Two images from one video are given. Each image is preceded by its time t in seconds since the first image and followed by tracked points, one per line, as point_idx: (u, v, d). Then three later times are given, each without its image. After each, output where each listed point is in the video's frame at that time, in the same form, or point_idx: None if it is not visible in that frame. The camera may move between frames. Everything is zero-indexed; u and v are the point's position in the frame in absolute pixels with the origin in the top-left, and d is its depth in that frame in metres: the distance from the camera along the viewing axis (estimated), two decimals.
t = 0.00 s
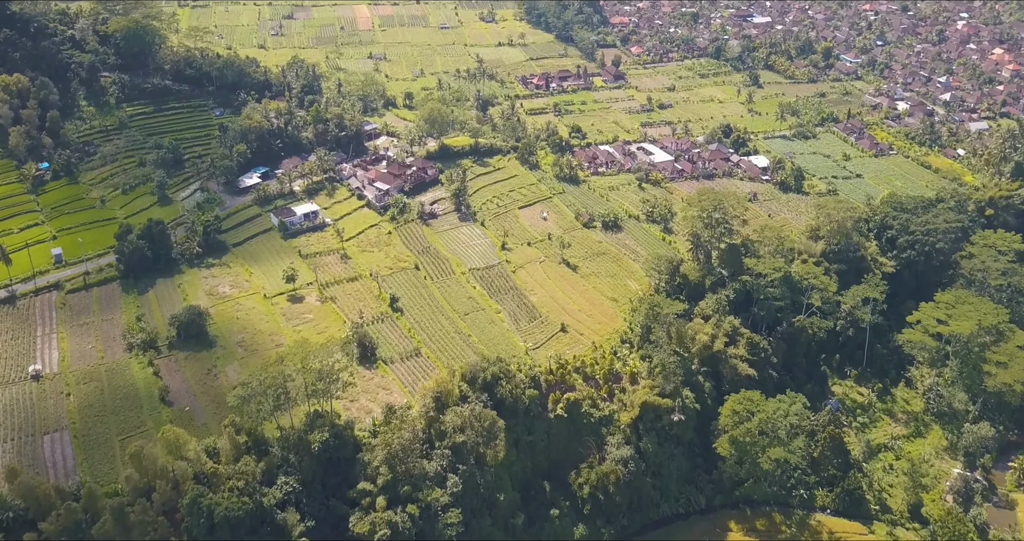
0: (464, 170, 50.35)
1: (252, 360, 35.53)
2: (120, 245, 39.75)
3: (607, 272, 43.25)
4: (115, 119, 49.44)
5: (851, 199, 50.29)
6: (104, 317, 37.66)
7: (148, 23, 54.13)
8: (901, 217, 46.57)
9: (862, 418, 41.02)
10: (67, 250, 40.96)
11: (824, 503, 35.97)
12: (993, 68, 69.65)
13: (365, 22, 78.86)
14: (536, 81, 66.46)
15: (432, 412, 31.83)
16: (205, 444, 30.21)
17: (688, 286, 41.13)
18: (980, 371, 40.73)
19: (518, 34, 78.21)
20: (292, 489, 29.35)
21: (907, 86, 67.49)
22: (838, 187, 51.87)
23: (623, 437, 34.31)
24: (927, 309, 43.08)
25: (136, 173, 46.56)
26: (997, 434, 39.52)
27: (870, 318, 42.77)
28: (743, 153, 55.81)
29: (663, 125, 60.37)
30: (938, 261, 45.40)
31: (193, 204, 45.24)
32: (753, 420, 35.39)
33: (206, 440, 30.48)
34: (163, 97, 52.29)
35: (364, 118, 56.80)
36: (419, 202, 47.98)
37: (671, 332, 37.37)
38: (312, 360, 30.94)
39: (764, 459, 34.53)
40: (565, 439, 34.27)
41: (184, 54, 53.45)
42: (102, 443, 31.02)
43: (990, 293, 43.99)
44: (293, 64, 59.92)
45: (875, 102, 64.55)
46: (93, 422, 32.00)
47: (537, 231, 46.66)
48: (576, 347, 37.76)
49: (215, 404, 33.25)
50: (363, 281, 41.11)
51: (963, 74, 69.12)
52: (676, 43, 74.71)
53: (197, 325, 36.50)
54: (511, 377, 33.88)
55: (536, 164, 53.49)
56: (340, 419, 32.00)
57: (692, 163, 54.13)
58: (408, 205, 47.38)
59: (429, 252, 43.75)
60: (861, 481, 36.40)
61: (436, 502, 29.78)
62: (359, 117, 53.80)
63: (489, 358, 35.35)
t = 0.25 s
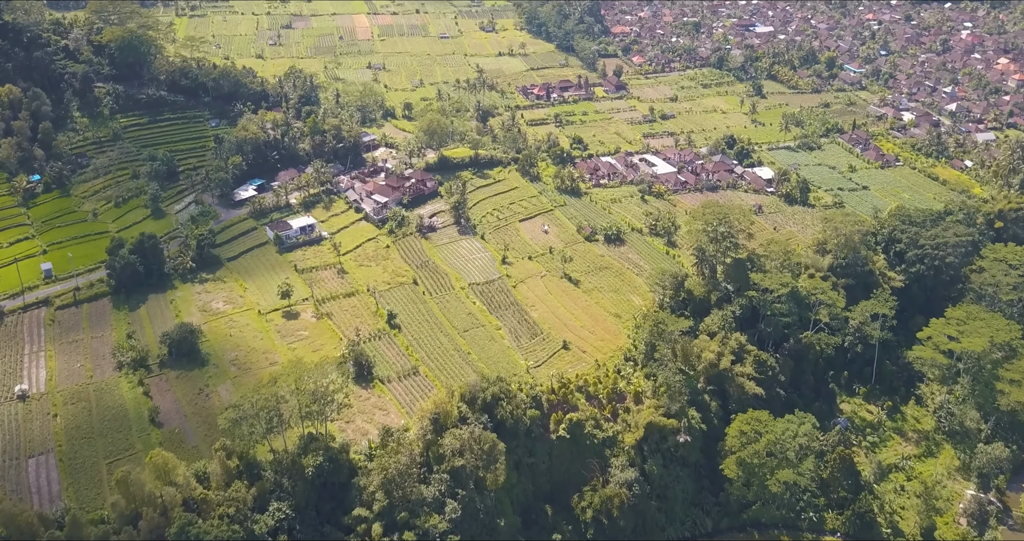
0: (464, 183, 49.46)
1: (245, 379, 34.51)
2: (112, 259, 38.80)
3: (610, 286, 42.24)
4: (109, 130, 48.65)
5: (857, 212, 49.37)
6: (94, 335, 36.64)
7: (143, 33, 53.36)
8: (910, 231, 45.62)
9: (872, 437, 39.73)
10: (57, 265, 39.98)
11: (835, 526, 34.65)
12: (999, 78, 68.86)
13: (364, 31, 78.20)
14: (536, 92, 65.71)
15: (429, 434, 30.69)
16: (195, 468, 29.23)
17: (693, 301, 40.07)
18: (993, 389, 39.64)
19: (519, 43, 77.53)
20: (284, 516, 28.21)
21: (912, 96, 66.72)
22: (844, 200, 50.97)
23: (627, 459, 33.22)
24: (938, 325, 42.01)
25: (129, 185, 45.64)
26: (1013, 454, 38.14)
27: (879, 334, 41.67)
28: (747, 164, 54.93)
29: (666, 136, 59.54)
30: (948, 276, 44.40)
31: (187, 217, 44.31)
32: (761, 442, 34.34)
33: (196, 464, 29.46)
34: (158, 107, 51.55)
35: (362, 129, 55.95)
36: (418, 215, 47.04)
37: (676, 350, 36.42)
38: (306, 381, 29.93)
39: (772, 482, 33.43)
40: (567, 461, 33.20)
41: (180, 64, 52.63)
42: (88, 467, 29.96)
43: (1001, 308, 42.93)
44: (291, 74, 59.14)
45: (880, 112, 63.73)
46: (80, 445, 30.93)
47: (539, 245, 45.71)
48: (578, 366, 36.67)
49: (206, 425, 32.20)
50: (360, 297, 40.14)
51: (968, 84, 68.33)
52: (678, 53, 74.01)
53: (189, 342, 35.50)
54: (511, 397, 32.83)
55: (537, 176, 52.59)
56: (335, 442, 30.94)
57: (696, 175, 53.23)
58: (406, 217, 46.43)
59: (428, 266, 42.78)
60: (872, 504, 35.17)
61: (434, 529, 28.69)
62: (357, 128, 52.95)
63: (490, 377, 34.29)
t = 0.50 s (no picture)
0: (464, 193, 48.73)
1: (239, 396, 33.65)
2: (104, 272, 38.01)
3: (612, 299, 41.38)
4: (103, 140, 47.92)
5: (863, 223, 48.62)
6: (85, 350, 35.80)
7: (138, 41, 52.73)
8: (917, 242, 44.84)
9: (880, 453, 38.77)
10: (48, 277, 39.19)
11: None
12: (1004, 86, 68.15)
13: (363, 39, 77.64)
14: (537, 100, 65.07)
15: (428, 454, 29.75)
16: (185, 489, 28.34)
17: (698, 314, 39.23)
18: (1003, 405, 38.54)
19: (519, 51, 76.97)
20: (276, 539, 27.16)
21: (916, 105, 66.04)
22: (849, 210, 50.21)
23: (630, 478, 32.31)
24: (947, 339, 41.10)
25: (123, 196, 44.90)
26: None
27: (887, 348, 40.68)
28: (751, 174, 54.19)
29: (668, 145, 58.83)
30: (956, 288, 43.56)
31: (181, 228, 43.55)
32: (767, 459, 33.17)
33: (187, 485, 28.57)
34: (153, 116, 50.87)
35: (361, 139, 55.23)
36: (416, 226, 46.25)
37: (681, 365, 35.58)
38: (300, 400, 29.05)
39: (779, 501, 32.13)
40: (568, 480, 32.31)
41: (176, 73, 51.96)
42: (76, 488, 29.05)
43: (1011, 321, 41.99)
44: (289, 82, 58.43)
45: (884, 121, 63.03)
46: (68, 464, 30.03)
47: (539, 256, 44.90)
48: (580, 381, 35.78)
49: (199, 444, 31.33)
50: (357, 310, 39.31)
51: (973, 93, 67.64)
52: (679, 61, 73.42)
53: (182, 358, 34.67)
54: (512, 415, 31.95)
55: (538, 186, 51.85)
56: (330, 462, 30.02)
57: (699, 185, 52.49)
58: (405, 228, 45.64)
59: (426, 279, 41.95)
60: (882, 523, 34.27)
61: None
62: (355, 138, 52.21)
63: (489, 394, 33.40)
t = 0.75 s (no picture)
0: (464, 204, 47.88)
1: (232, 414, 32.68)
2: (95, 286, 37.12)
3: (615, 313, 40.42)
4: (97, 150, 47.06)
5: (870, 234, 47.75)
6: (74, 366, 34.85)
7: (133, 49, 51.86)
8: (925, 254, 43.94)
9: (890, 471, 37.45)
10: (38, 291, 38.30)
11: None
12: (1009, 94, 67.40)
13: (362, 47, 76.98)
14: (537, 109, 64.35)
15: (425, 476, 28.78)
16: (174, 513, 27.33)
17: (703, 329, 38.51)
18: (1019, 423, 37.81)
19: (519, 59, 76.33)
20: None
21: (921, 113, 65.29)
22: (855, 221, 49.39)
23: (635, 499, 31.27)
24: (958, 354, 39.99)
25: (117, 207, 44.06)
26: None
27: (897, 363, 39.44)
28: (754, 184, 53.36)
29: (670, 155, 58.03)
30: (966, 301, 42.63)
31: (175, 240, 42.69)
32: (775, 479, 32.21)
33: (176, 508, 27.57)
34: (148, 126, 50.04)
35: (359, 148, 54.42)
36: (415, 238, 45.36)
37: (686, 382, 34.61)
38: (294, 420, 28.06)
39: (788, 522, 31.15)
40: (570, 501, 31.17)
41: (171, 82, 51.18)
42: (62, 511, 28.03)
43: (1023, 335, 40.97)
44: (286, 91, 57.65)
45: (889, 130, 62.26)
46: (53, 486, 29.01)
47: (540, 269, 44.01)
48: (583, 398, 34.79)
49: (190, 465, 30.34)
50: (354, 324, 38.37)
51: (978, 101, 66.88)
52: (681, 69, 72.75)
53: (173, 375, 33.75)
54: (512, 434, 30.99)
55: (539, 196, 51.02)
56: (325, 484, 29.05)
57: (702, 195, 51.66)
58: (403, 240, 44.75)
59: (425, 292, 41.03)
60: None
61: None
62: (353, 147, 51.37)
63: (490, 412, 32.43)
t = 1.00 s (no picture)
0: (463, 213, 47.12)
1: (226, 432, 31.82)
2: (87, 299, 36.29)
3: (618, 325, 39.54)
4: (91, 159, 46.29)
5: (876, 244, 46.96)
6: (64, 382, 33.99)
7: (129, 57, 51.20)
8: (934, 265, 43.11)
9: (900, 488, 36.41)
10: (28, 304, 37.48)
11: None
12: (1015, 102, 66.71)
13: (361, 55, 76.36)
14: (538, 117, 63.69)
15: (424, 497, 27.93)
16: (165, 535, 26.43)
17: (708, 342, 37.59)
18: None
19: (520, 67, 75.71)
20: None
21: (926, 121, 64.62)
22: (862, 231, 48.62)
23: (639, 519, 30.32)
24: (969, 369, 39.05)
25: (110, 218, 43.28)
26: None
27: (906, 378, 38.57)
28: (758, 194, 52.61)
29: (673, 164, 57.29)
30: (976, 313, 41.73)
31: (170, 251, 41.91)
32: (784, 498, 31.22)
33: (166, 531, 26.67)
34: (143, 135, 49.30)
35: (357, 157, 53.68)
36: (414, 248, 44.53)
37: (691, 398, 33.73)
38: (289, 439, 27.20)
39: None
40: (573, 521, 30.19)
41: (167, 90, 50.48)
42: (48, 534, 27.10)
43: None
44: (285, 99, 56.97)
45: (894, 138, 61.56)
46: (40, 507, 28.10)
47: (542, 280, 43.15)
48: (586, 415, 33.91)
49: (181, 484, 29.44)
50: (351, 338, 37.51)
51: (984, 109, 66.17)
52: (683, 77, 72.12)
53: (165, 391, 32.86)
54: (512, 453, 30.11)
55: (540, 206, 50.27)
56: (321, 506, 28.15)
57: (705, 205, 50.90)
58: (402, 251, 43.93)
59: (424, 304, 40.15)
60: None
61: None
62: (351, 157, 50.61)
63: (490, 429, 31.54)
